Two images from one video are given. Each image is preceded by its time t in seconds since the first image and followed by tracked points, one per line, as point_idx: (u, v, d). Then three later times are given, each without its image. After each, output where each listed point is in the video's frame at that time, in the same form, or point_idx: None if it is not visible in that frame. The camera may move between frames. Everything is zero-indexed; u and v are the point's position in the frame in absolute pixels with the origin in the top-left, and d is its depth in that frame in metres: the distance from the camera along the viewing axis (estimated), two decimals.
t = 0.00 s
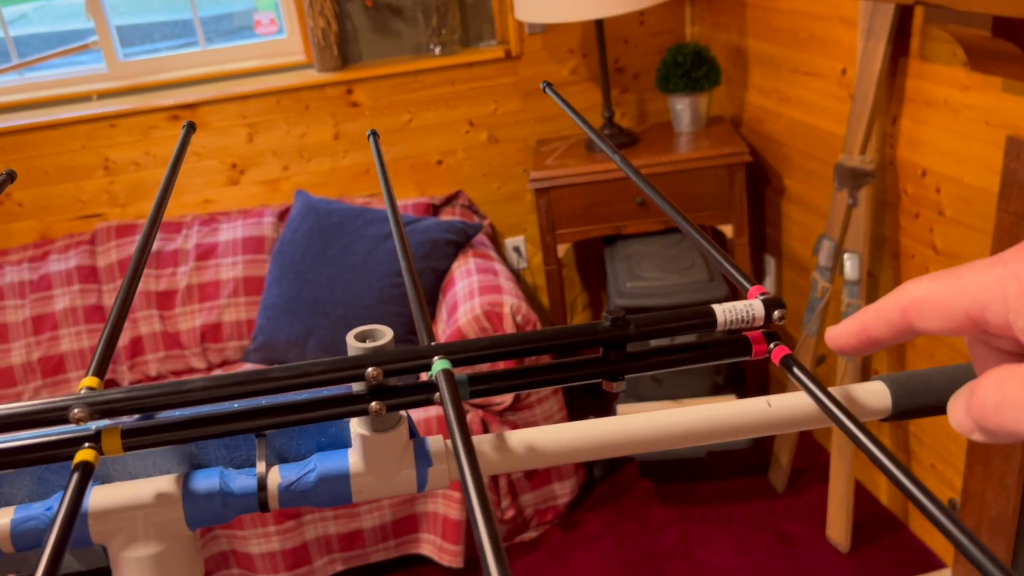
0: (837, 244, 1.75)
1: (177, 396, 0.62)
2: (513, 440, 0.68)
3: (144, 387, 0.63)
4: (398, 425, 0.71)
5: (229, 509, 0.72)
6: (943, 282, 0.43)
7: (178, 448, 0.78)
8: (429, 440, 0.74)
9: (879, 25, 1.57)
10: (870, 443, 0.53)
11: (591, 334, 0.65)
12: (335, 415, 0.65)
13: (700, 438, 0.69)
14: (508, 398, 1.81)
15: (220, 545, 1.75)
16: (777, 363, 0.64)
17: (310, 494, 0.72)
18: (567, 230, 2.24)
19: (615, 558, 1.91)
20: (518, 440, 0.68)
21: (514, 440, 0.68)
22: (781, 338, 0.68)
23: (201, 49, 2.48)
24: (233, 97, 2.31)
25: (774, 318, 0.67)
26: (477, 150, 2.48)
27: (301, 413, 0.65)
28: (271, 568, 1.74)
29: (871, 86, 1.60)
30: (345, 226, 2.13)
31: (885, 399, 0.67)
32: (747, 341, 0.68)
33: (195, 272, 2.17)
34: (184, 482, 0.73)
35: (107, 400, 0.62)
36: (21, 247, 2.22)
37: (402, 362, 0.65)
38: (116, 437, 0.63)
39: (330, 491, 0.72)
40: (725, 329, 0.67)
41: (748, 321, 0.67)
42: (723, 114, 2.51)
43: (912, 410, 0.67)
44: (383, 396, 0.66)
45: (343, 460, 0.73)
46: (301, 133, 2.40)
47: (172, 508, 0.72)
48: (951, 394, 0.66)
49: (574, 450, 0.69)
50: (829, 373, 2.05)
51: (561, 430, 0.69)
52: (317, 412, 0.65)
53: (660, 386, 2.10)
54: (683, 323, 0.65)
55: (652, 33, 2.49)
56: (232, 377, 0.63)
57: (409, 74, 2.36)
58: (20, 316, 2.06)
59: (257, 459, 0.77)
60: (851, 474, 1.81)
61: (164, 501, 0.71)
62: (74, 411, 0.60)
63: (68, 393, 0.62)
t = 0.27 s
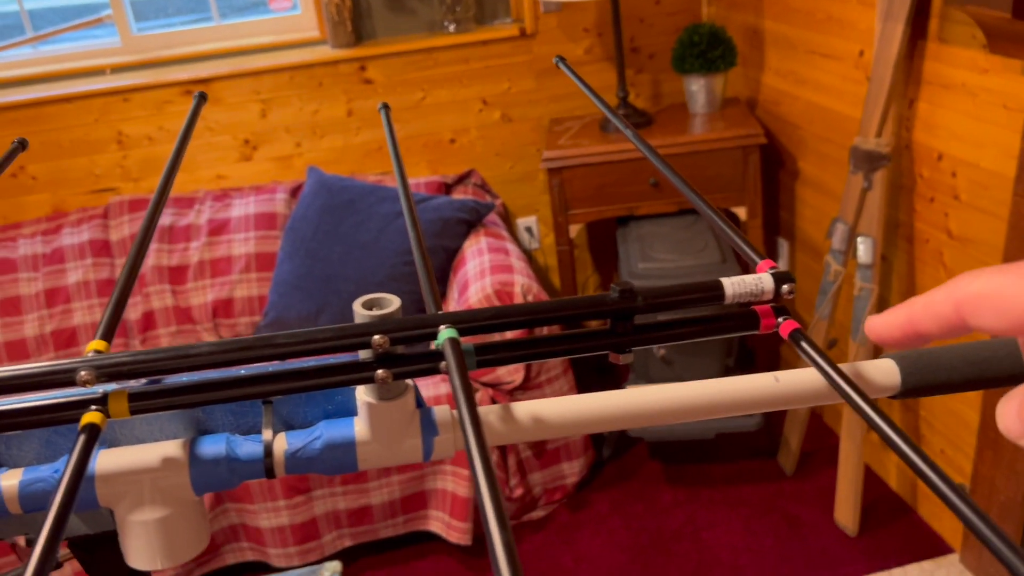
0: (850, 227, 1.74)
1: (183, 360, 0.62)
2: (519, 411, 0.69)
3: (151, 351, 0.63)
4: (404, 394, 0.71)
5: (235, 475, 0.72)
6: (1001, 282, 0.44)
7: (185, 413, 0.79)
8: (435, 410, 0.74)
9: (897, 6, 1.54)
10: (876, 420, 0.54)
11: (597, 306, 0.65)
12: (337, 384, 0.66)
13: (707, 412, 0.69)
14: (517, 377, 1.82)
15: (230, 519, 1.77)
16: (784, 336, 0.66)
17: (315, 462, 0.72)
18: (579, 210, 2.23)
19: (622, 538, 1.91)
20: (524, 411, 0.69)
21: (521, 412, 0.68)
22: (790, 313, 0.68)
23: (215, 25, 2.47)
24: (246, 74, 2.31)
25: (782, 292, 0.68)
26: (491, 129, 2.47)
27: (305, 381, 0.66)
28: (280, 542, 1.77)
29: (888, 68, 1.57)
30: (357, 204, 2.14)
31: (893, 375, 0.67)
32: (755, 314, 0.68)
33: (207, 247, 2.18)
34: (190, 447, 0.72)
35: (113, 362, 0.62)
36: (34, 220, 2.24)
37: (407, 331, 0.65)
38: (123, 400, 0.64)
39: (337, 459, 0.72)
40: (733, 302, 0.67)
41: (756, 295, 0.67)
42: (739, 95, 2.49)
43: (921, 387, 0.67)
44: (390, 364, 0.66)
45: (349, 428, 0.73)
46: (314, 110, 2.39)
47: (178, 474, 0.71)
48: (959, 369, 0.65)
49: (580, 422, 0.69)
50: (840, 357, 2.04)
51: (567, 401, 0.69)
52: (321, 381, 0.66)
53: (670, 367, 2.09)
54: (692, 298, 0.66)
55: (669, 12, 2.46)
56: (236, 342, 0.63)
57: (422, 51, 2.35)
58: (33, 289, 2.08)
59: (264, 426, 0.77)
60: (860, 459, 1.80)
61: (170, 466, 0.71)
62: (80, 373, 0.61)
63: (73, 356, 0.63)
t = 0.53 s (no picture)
0: (863, 222, 1.72)
1: (151, 365, 0.63)
2: (490, 419, 0.72)
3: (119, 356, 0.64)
4: (375, 401, 0.73)
5: (205, 478, 0.74)
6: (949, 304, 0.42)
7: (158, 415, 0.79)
8: (406, 417, 0.76)
9: None
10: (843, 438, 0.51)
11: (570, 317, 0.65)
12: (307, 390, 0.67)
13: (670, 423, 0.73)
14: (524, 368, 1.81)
15: (236, 503, 1.79)
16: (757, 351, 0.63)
17: (285, 466, 0.75)
18: (590, 201, 2.21)
19: (626, 530, 1.92)
20: (495, 419, 0.73)
21: (492, 419, 0.72)
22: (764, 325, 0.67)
23: (230, 9, 2.47)
24: (260, 59, 2.31)
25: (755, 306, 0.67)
26: (504, 118, 2.46)
27: (272, 387, 0.66)
28: (286, 527, 1.78)
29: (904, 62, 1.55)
30: (368, 191, 2.13)
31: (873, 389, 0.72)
32: (730, 326, 0.67)
33: (219, 233, 2.19)
34: (160, 451, 0.74)
35: (80, 367, 0.63)
36: (50, 203, 2.26)
37: (374, 339, 0.66)
38: (90, 404, 0.64)
39: (306, 463, 0.75)
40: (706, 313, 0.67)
41: (730, 308, 0.67)
42: (754, 86, 2.46)
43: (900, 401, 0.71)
44: (357, 371, 0.67)
45: (320, 434, 0.75)
46: (327, 96, 2.39)
47: (148, 476, 0.73)
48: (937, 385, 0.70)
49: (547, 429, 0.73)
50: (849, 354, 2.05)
51: (535, 411, 0.73)
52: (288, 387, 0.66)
53: (679, 360, 2.09)
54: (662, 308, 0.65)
55: (685, 1, 2.43)
56: (201, 349, 0.65)
57: (436, 39, 2.34)
58: (48, 271, 2.10)
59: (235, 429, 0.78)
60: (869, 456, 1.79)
61: (141, 469, 0.73)
62: (47, 377, 0.62)
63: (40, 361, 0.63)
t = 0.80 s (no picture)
0: (875, 201, 1.65)
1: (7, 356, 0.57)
2: (403, 419, 0.64)
3: None
4: (267, 398, 0.66)
5: (83, 477, 0.67)
6: (855, 273, 0.42)
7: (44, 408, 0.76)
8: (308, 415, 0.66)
9: None
10: (778, 475, 0.44)
11: (479, 309, 0.60)
12: (189, 386, 0.59)
13: (606, 425, 0.65)
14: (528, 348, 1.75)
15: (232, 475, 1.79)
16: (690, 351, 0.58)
17: (173, 466, 0.67)
18: (598, 174, 2.15)
19: (625, 510, 1.89)
20: (408, 419, 0.64)
21: (403, 419, 0.64)
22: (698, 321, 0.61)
23: None
24: (264, 25, 2.26)
25: (688, 301, 0.61)
26: (513, 88, 2.38)
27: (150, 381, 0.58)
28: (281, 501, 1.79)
29: (923, 34, 1.48)
30: (370, 161, 2.09)
31: (828, 392, 0.64)
32: (662, 322, 0.61)
33: (221, 201, 2.15)
34: (37, 447, 0.67)
35: None
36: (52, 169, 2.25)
37: (260, 331, 0.60)
38: None
39: (196, 463, 0.67)
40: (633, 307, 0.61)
41: (658, 302, 0.61)
42: (772, 58, 2.38)
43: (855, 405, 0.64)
44: (242, 367, 0.60)
45: (209, 432, 0.68)
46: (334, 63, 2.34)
47: (21, 473, 0.66)
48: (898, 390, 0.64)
49: (467, 434, 0.63)
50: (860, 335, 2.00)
51: (454, 411, 0.64)
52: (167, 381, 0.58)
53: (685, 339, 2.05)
54: (584, 304, 0.61)
55: None
56: (70, 344, 0.59)
57: (445, 5, 2.28)
58: (50, 237, 2.10)
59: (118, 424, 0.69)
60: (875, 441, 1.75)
61: (12, 467, 0.66)
62: None
63: None
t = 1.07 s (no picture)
0: (894, 191, 1.58)
1: None
2: (360, 425, 0.59)
3: None
4: (200, 400, 0.59)
5: None
6: (928, 234, 0.38)
7: None
8: (252, 418, 0.60)
9: None
10: (793, 502, 0.40)
11: (446, 303, 0.54)
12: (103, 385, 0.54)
13: (581, 439, 0.60)
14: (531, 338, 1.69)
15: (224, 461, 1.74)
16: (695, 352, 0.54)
17: (92, 475, 0.59)
18: (606, 158, 2.08)
19: (626, 505, 1.84)
20: (366, 424, 0.59)
21: (361, 425, 0.58)
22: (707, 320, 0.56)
23: None
24: None
25: (694, 296, 0.56)
26: (521, 68, 2.31)
27: (57, 380, 0.53)
28: (274, 489, 1.75)
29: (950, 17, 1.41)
30: (372, 140, 2.03)
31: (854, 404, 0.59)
32: (664, 321, 0.56)
33: (218, 179, 2.09)
34: None
35: None
36: (48, 144, 2.20)
37: (186, 323, 0.53)
38: None
39: (119, 472, 0.60)
40: (628, 304, 0.55)
41: (661, 297, 0.56)
42: (789, 42, 2.30)
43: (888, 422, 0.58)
44: (168, 363, 0.54)
45: (136, 436, 0.60)
46: (337, 41, 2.27)
47: None
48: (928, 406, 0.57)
49: (431, 441, 0.58)
50: (875, 329, 1.94)
51: (421, 416, 0.59)
52: (76, 378, 0.53)
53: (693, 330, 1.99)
54: (577, 295, 0.55)
55: None
56: None
57: None
58: (44, 214, 2.05)
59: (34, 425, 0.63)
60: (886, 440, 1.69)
61: None
62: None
63: None
